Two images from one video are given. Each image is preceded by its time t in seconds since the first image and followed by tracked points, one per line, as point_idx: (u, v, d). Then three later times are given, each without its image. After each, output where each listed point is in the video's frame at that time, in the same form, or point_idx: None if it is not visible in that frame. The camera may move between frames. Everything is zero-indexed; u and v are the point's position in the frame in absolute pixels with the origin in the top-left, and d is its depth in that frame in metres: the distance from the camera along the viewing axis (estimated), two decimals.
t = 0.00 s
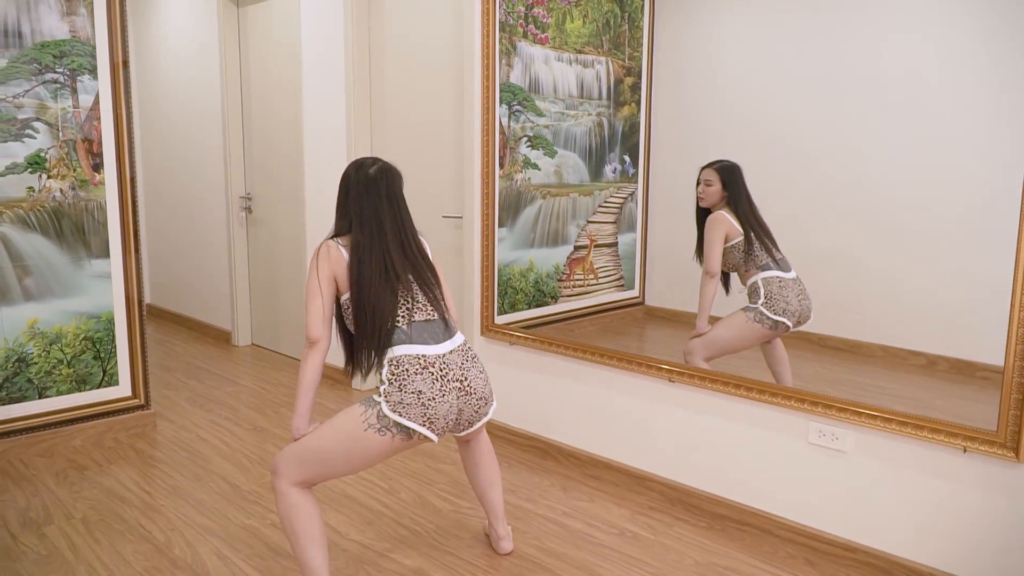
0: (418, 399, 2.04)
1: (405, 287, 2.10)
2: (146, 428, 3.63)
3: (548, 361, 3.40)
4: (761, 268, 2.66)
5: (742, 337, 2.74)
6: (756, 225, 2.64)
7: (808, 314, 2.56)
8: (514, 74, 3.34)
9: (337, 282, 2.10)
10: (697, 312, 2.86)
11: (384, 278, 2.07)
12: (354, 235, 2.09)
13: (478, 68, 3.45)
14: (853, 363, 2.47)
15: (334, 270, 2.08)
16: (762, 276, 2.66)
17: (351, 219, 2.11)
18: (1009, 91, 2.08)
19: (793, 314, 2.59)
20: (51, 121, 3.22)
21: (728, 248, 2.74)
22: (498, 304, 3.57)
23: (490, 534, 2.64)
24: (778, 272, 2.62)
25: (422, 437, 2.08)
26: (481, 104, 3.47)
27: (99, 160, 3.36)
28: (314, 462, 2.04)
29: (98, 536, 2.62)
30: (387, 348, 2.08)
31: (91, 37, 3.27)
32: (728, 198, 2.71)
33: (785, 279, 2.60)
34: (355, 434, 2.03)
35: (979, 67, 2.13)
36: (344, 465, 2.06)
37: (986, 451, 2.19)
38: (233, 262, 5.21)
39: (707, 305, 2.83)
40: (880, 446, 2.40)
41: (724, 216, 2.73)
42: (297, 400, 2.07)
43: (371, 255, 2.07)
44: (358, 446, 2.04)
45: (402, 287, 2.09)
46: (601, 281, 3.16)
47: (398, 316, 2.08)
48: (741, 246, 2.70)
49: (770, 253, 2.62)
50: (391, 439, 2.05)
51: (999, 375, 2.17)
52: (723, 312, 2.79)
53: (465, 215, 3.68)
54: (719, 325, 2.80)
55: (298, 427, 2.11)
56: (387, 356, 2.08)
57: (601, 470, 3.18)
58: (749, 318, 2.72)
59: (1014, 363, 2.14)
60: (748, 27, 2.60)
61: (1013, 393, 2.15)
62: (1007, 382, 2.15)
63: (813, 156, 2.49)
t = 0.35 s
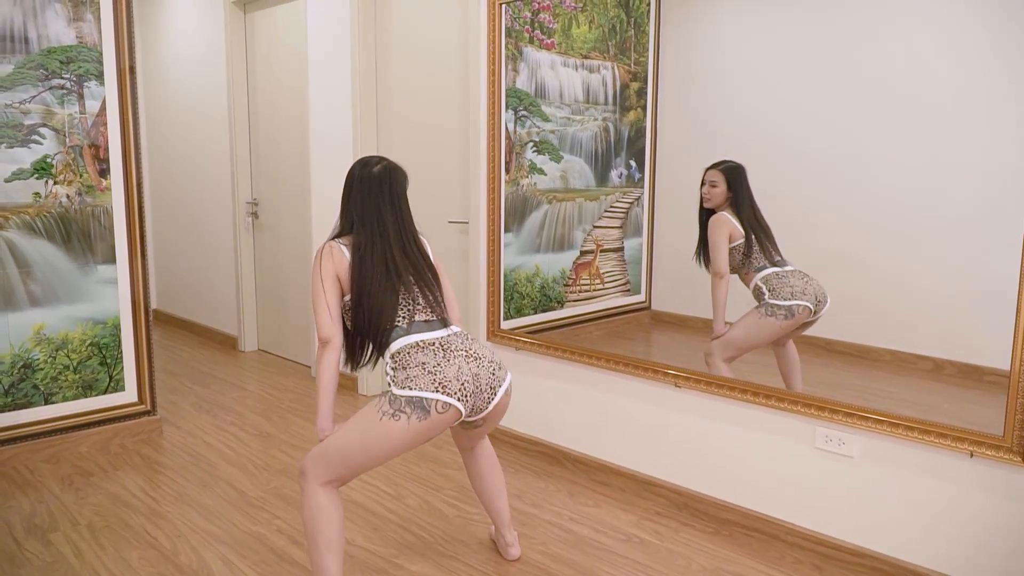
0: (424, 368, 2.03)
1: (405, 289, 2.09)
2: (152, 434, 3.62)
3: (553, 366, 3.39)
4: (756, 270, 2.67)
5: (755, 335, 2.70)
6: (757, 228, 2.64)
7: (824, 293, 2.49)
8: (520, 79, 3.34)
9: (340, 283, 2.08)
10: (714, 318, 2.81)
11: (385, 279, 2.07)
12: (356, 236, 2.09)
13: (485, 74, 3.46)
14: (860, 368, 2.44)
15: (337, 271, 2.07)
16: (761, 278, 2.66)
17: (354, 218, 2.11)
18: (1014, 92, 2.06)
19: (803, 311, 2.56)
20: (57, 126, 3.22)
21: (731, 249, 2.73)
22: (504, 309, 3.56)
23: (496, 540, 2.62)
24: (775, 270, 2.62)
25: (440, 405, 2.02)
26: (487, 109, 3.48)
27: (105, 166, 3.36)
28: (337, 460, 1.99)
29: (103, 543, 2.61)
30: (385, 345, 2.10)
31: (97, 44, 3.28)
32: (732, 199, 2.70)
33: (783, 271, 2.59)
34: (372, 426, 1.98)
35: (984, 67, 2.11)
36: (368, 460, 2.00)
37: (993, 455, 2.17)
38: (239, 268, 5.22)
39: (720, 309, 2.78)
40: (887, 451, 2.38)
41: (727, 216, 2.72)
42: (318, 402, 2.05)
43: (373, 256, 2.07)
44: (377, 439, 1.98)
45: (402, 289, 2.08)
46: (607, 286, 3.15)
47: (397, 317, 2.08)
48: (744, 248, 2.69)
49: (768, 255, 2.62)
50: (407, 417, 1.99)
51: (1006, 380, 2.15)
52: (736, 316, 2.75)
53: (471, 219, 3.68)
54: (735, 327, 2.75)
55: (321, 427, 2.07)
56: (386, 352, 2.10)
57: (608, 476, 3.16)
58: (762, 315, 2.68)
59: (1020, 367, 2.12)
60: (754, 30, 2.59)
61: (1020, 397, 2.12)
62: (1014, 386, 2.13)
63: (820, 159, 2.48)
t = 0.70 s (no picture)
0: (423, 397, 2.03)
1: (405, 291, 2.09)
2: (151, 438, 3.62)
3: (553, 370, 3.39)
4: (764, 273, 2.65)
5: (751, 341, 2.71)
6: (758, 232, 2.64)
7: (819, 313, 2.52)
8: (520, 84, 3.34)
9: (337, 290, 2.09)
10: (706, 322, 2.83)
11: (384, 283, 2.06)
12: (353, 243, 2.09)
13: (485, 79, 3.47)
14: (859, 372, 2.44)
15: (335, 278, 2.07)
16: (768, 281, 2.64)
17: (350, 225, 2.10)
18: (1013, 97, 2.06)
19: (803, 317, 2.56)
20: (56, 130, 3.22)
21: (733, 254, 2.72)
22: (503, 313, 3.56)
23: (495, 545, 2.62)
24: (783, 276, 2.60)
25: (428, 437, 2.06)
26: (486, 114, 3.49)
27: (105, 170, 3.36)
28: (321, 472, 2.01)
29: (102, 547, 2.61)
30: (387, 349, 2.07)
31: (97, 47, 3.28)
32: (733, 207, 2.71)
33: (790, 280, 2.58)
34: (361, 441, 2.00)
35: (984, 72, 2.12)
36: (350, 474, 2.03)
37: (992, 460, 2.17)
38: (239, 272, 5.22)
39: (717, 313, 2.79)
40: (886, 456, 2.38)
41: (728, 223, 2.73)
42: (303, 410, 2.05)
43: (371, 261, 2.06)
44: (364, 454, 2.01)
45: (402, 291, 2.08)
46: (607, 290, 3.15)
47: (398, 318, 2.07)
48: (746, 252, 2.68)
49: (774, 259, 2.60)
50: (397, 442, 2.02)
51: (1005, 385, 2.15)
52: (732, 321, 2.75)
53: (470, 222, 3.68)
54: (728, 332, 2.77)
55: (304, 436, 2.08)
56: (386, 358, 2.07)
57: (607, 481, 3.16)
58: (760, 323, 2.68)
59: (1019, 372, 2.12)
60: (753, 35, 2.59)
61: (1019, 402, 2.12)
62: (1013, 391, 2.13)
63: (819, 164, 2.48)
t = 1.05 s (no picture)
0: (418, 401, 2.02)
1: (403, 298, 2.09)
2: (149, 441, 3.61)
3: (551, 373, 3.39)
4: (761, 279, 2.65)
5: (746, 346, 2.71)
6: (755, 238, 2.64)
7: (815, 319, 2.53)
8: (518, 86, 3.34)
9: (337, 294, 2.09)
10: (705, 324, 2.83)
11: (382, 290, 2.06)
12: (352, 247, 2.09)
13: (483, 83, 3.47)
14: (858, 376, 2.45)
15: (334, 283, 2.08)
16: (764, 287, 2.64)
17: (350, 230, 2.11)
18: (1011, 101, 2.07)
19: (801, 321, 2.56)
20: (54, 133, 3.22)
21: (728, 259, 2.73)
22: (501, 316, 3.56)
23: (494, 548, 2.62)
24: (779, 281, 2.60)
25: (425, 442, 2.05)
26: (484, 116, 3.49)
27: (103, 172, 3.36)
28: (319, 475, 2.01)
29: (100, 551, 2.60)
30: (384, 356, 2.08)
31: (94, 50, 3.28)
32: (729, 211, 2.71)
33: (788, 286, 2.58)
34: (358, 445, 2.00)
35: (982, 75, 2.12)
36: (347, 477, 2.04)
37: (991, 463, 2.17)
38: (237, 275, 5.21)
39: (713, 316, 2.79)
40: (885, 459, 2.38)
41: (724, 227, 2.73)
42: (300, 412, 2.05)
43: (369, 266, 2.07)
44: (360, 458, 2.01)
45: (400, 298, 2.08)
46: (605, 293, 3.15)
47: (396, 325, 2.08)
48: (741, 257, 2.69)
49: (769, 264, 2.61)
50: (392, 447, 2.02)
51: (1003, 388, 2.16)
52: (730, 324, 2.75)
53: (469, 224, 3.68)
54: (727, 335, 2.76)
55: (302, 438, 2.09)
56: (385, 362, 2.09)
57: (606, 483, 3.16)
58: (756, 328, 2.68)
59: (1017, 375, 2.12)
60: (751, 38, 2.60)
61: (1018, 404, 2.13)
62: (1012, 394, 2.14)
63: (817, 167, 2.49)
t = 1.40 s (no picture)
0: (413, 364, 2.04)
1: (399, 289, 2.09)
2: (149, 435, 3.61)
3: (550, 366, 3.39)
4: (750, 271, 2.68)
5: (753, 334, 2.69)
6: (750, 229, 2.65)
7: (817, 293, 2.51)
8: (516, 80, 3.34)
9: (333, 283, 2.08)
10: (708, 319, 2.82)
11: (378, 280, 2.07)
12: (350, 236, 2.09)
13: (481, 78, 3.47)
14: (856, 369, 2.45)
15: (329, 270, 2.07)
16: (753, 279, 2.67)
17: (349, 218, 2.11)
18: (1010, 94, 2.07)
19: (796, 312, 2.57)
20: (52, 127, 3.22)
21: (724, 250, 2.74)
22: (501, 310, 3.56)
23: (493, 540, 2.63)
24: (767, 270, 2.64)
25: (430, 400, 2.01)
26: (483, 110, 3.48)
27: (101, 167, 3.36)
28: (331, 460, 2.00)
29: (99, 543, 2.61)
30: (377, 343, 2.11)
31: (91, 44, 3.28)
32: (726, 201, 2.72)
33: (775, 271, 2.61)
34: (363, 423, 1.99)
35: (979, 70, 2.12)
36: (359, 459, 2.00)
37: (989, 456, 2.18)
38: (235, 269, 5.21)
39: (715, 309, 2.79)
40: (883, 452, 2.39)
41: (720, 218, 2.74)
42: (311, 403, 2.04)
43: (366, 256, 2.07)
44: (368, 437, 1.98)
45: (395, 288, 2.09)
46: (603, 286, 3.15)
47: (390, 315, 2.09)
48: (736, 248, 2.71)
49: (761, 257, 2.64)
50: (398, 415, 1.99)
51: (1002, 381, 2.16)
52: (731, 317, 2.75)
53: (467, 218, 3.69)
54: (731, 328, 2.75)
55: (315, 428, 2.08)
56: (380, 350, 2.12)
57: (605, 476, 3.16)
58: (756, 315, 2.68)
59: (1015, 368, 2.12)
60: (750, 32, 2.60)
61: (1016, 397, 2.13)
62: (1010, 387, 2.14)
63: (815, 160, 2.49)
